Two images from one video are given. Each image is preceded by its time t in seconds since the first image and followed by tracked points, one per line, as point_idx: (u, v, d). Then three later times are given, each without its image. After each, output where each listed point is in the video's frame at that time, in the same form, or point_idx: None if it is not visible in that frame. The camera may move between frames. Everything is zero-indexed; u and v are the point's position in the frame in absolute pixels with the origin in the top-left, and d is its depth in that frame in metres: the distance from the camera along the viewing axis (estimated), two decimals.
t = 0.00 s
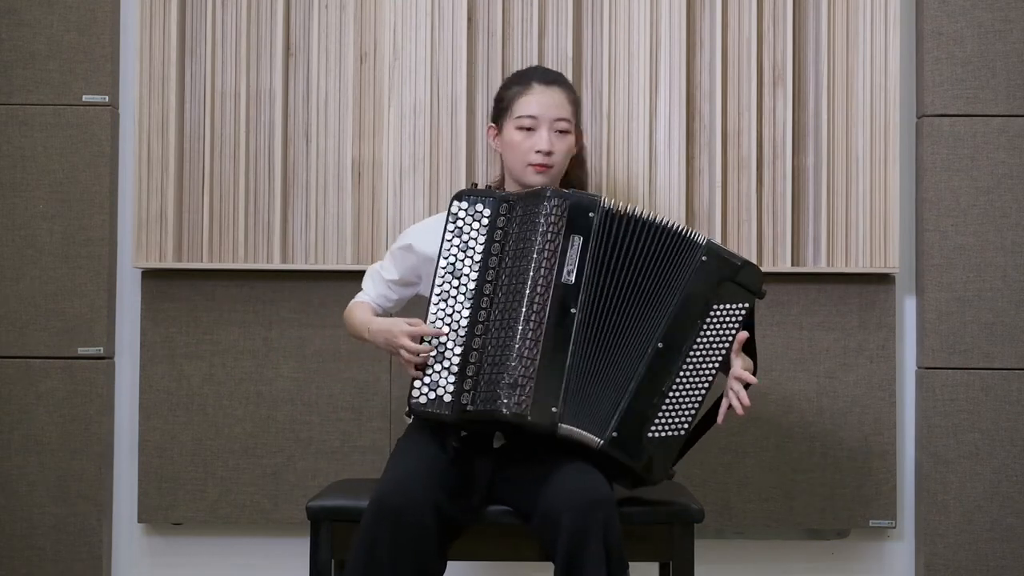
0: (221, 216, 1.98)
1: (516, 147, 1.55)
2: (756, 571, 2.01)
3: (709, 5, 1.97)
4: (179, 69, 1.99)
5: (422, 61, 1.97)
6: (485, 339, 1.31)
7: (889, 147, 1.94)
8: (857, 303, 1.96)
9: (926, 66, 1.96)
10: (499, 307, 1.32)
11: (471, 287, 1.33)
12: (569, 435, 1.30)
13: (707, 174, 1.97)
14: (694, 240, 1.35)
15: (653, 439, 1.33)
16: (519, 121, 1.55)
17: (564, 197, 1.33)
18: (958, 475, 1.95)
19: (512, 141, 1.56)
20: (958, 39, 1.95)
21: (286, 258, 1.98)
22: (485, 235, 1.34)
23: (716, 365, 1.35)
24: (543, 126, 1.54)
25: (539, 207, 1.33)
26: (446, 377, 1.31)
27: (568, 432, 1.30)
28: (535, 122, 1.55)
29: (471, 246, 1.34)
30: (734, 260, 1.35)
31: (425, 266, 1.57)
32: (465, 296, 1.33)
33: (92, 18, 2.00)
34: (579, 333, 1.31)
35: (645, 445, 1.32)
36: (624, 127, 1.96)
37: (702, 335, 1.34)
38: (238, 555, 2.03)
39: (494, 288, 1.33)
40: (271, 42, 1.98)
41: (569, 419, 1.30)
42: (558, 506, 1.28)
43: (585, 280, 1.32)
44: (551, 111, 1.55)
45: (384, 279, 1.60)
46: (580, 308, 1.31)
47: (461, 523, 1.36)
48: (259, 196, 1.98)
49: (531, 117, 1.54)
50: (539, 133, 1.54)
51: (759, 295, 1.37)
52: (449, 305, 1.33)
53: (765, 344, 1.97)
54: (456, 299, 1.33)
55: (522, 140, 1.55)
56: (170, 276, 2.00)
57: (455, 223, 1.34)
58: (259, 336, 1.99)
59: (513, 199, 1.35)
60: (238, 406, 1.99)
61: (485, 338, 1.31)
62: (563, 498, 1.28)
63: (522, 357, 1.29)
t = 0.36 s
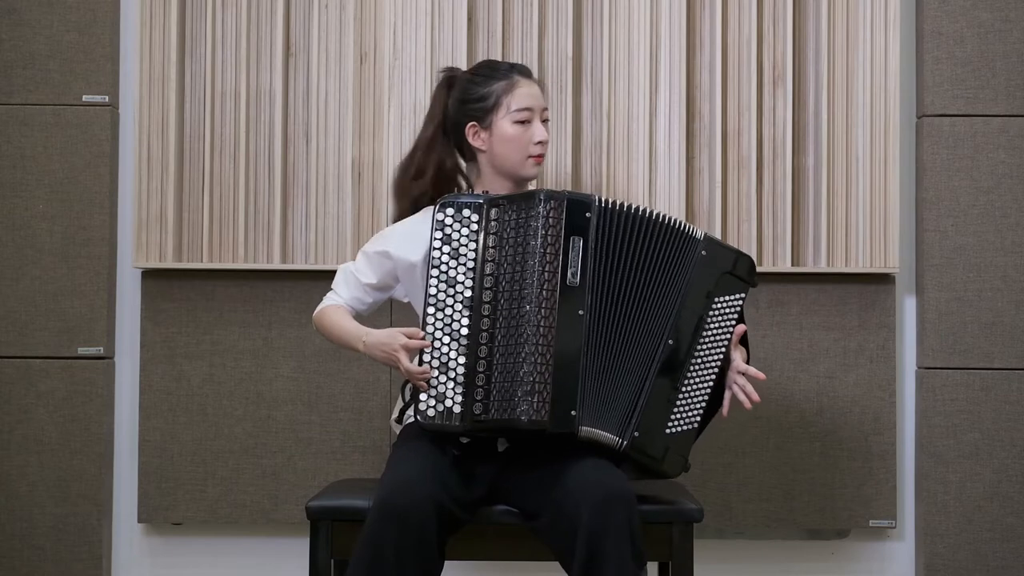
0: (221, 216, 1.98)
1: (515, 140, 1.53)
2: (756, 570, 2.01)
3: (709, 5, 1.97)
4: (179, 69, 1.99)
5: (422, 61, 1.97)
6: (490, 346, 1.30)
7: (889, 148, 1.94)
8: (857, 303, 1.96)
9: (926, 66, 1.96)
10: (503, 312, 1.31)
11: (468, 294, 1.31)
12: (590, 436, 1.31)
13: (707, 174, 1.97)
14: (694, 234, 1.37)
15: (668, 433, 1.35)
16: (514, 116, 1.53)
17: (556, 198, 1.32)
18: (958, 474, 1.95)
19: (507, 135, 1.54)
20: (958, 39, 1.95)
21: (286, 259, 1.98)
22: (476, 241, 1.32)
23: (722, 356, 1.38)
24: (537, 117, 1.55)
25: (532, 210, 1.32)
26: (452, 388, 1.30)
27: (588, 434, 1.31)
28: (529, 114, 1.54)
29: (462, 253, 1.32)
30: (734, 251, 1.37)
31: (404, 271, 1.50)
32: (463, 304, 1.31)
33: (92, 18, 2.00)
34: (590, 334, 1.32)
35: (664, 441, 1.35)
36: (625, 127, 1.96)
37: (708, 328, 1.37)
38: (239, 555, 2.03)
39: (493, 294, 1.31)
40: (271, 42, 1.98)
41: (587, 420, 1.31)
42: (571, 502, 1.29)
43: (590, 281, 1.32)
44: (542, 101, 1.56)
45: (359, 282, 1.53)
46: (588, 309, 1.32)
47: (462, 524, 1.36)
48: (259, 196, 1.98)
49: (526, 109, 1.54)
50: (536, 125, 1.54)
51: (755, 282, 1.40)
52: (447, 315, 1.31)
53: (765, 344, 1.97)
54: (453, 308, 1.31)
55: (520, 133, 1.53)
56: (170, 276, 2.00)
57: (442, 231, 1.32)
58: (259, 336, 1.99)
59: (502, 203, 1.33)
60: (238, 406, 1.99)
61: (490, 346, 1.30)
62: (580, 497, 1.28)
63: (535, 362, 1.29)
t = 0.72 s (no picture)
0: (221, 216, 1.98)
1: (464, 132, 1.53)
2: (755, 570, 2.01)
3: (709, 5, 1.97)
4: (179, 69, 1.99)
5: (422, 61, 1.97)
6: (466, 350, 1.30)
7: (888, 147, 1.94)
8: (857, 303, 1.96)
9: (926, 66, 1.96)
10: (478, 316, 1.30)
11: (447, 297, 1.31)
12: (560, 441, 1.30)
13: (707, 174, 1.97)
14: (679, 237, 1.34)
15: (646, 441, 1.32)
16: (464, 108, 1.53)
17: (531, 199, 1.32)
18: (958, 474, 1.95)
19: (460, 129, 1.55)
20: (958, 39, 1.95)
21: (286, 259, 1.98)
22: (456, 243, 1.32)
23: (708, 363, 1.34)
24: (487, 107, 1.52)
25: (506, 212, 1.32)
26: (431, 391, 1.30)
27: (558, 438, 1.30)
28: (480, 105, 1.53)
29: (442, 256, 1.32)
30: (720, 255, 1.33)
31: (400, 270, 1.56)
32: (442, 307, 1.31)
33: (92, 18, 2.00)
34: (562, 336, 1.31)
35: (642, 449, 1.32)
36: (625, 128, 1.96)
37: (691, 333, 1.33)
38: (238, 555, 2.03)
39: (470, 297, 1.31)
40: (271, 42, 1.98)
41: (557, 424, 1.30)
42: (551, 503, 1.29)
43: (562, 283, 1.31)
44: (493, 90, 1.52)
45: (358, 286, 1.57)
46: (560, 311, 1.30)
47: (456, 524, 1.36)
48: (259, 196, 1.98)
49: (474, 100, 1.53)
50: (484, 114, 1.52)
51: (747, 287, 1.35)
52: (427, 318, 1.31)
53: (766, 344, 1.97)
54: (433, 311, 1.31)
55: (469, 125, 1.53)
56: (170, 276, 2.00)
57: (423, 234, 1.33)
58: (258, 336, 1.99)
59: (479, 205, 1.33)
60: (238, 406, 1.99)
61: (466, 350, 1.30)
62: (557, 499, 1.28)
63: (506, 367, 1.29)
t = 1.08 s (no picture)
0: (221, 215, 1.98)
1: (481, 125, 1.55)
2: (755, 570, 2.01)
3: (709, 5, 1.97)
4: (179, 69, 1.99)
5: (422, 61, 1.97)
6: (471, 353, 1.30)
7: (888, 147, 1.94)
8: (857, 303, 1.96)
9: (926, 66, 1.96)
10: (484, 319, 1.30)
11: (454, 298, 1.31)
12: (561, 449, 1.30)
13: (707, 174, 1.97)
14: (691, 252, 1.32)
15: (652, 455, 1.31)
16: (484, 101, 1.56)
17: (539, 203, 1.31)
18: (958, 474, 1.95)
19: (478, 122, 1.57)
20: (958, 39, 1.95)
21: (286, 258, 1.98)
22: (465, 244, 1.32)
23: (717, 380, 1.33)
24: (506, 102, 1.54)
25: (516, 216, 1.31)
26: (435, 393, 1.30)
27: (558, 447, 1.30)
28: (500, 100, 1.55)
29: (451, 255, 1.32)
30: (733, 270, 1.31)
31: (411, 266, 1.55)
32: (449, 309, 1.31)
33: (92, 18, 2.00)
34: (564, 345, 1.30)
35: (646, 462, 1.31)
36: (625, 128, 1.96)
37: (701, 349, 1.31)
38: (238, 555, 2.03)
39: (477, 300, 1.31)
40: (271, 42, 1.98)
41: (558, 432, 1.29)
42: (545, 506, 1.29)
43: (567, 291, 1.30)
44: (515, 87, 1.55)
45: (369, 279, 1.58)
46: (563, 318, 1.30)
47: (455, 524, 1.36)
48: (259, 196, 1.98)
49: (495, 94, 1.55)
50: (503, 109, 1.54)
51: (761, 303, 1.33)
52: (434, 319, 1.31)
53: (765, 344, 1.97)
54: (440, 313, 1.31)
55: (486, 118, 1.55)
56: (170, 277, 2.00)
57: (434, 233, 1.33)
58: (259, 336, 1.99)
59: (489, 206, 1.33)
60: (238, 406, 1.99)
61: (471, 353, 1.30)
62: (551, 502, 1.29)
63: (510, 372, 1.28)
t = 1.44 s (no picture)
0: (221, 216, 1.98)
1: (493, 129, 1.49)
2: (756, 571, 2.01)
3: (709, 5, 1.97)
4: (179, 69, 1.99)
5: (422, 61, 1.97)
6: (497, 357, 1.26)
7: (889, 147, 1.94)
8: (857, 303, 1.96)
9: (926, 66, 1.96)
10: (509, 322, 1.27)
11: (470, 302, 1.26)
12: (601, 447, 1.29)
13: (707, 174, 1.97)
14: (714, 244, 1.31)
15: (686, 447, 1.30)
16: (492, 102, 1.50)
17: (560, 203, 1.27)
18: (957, 475, 1.95)
19: (486, 126, 1.50)
20: (958, 39, 1.95)
21: (286, 259, 1.98)
22: (476, 247, 1.27)
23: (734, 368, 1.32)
24: (519, 103, 1.50)
25: (535, 217, 1.27)
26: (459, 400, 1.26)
27: (599, 444, 1.29)
28: (510, 101, 1.50)
29: (462, 259, 1.26)
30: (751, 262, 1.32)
31: (400, 272, 1.45)
32: (465, 314, 1.26)
33: (92, 18, 2.00)
34: (599, 343, 1.28)
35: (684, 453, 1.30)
36: (625, 128, 1.96)
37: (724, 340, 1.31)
38: (239, 555, 2.02)
39: (495, 302, 1.27)
40: (271, 42, 1.98)
41: (598, 430, 1.28)
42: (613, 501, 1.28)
43: (599, 289, 1.28)
44: (525, 87, 1.51)
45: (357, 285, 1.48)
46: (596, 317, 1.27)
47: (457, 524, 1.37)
48: (259, 196, 1.98)
49: (504, 96, 1.49)
50: (516, 110, 1.49)
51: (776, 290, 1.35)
52: (448, 324, 1.26)
53: (765, 344, 1.97)
54: (455, 318, 1.26)
55: (497, 120, 1.49)
56: (170, 277, 2.00)
57: (440, 236, 1.26)
58: (258, 336, 1.99)
59: (502, 208, 1.27)
60: (238, 406, 1.99)
61: (497, 357, 1.26)
62: (626, 494, 1.28)
63: (545, 374, 1.26)
